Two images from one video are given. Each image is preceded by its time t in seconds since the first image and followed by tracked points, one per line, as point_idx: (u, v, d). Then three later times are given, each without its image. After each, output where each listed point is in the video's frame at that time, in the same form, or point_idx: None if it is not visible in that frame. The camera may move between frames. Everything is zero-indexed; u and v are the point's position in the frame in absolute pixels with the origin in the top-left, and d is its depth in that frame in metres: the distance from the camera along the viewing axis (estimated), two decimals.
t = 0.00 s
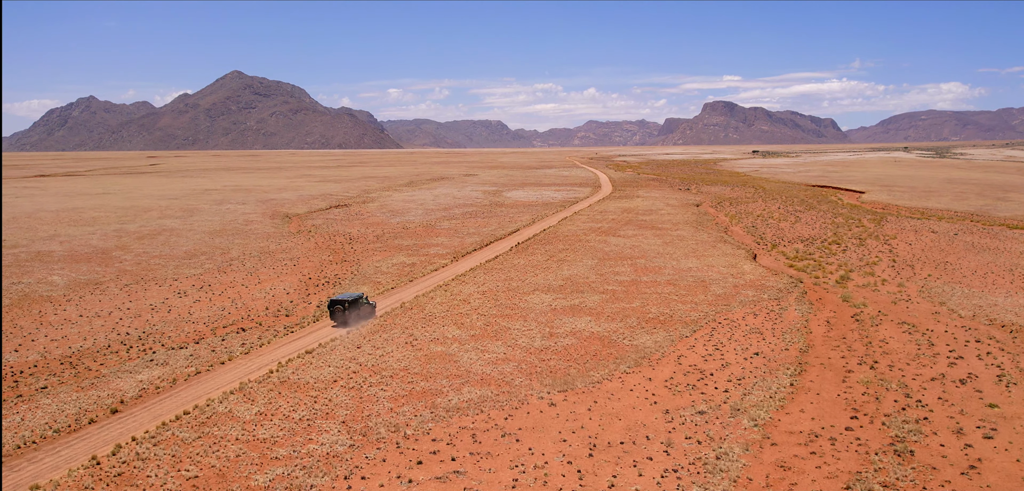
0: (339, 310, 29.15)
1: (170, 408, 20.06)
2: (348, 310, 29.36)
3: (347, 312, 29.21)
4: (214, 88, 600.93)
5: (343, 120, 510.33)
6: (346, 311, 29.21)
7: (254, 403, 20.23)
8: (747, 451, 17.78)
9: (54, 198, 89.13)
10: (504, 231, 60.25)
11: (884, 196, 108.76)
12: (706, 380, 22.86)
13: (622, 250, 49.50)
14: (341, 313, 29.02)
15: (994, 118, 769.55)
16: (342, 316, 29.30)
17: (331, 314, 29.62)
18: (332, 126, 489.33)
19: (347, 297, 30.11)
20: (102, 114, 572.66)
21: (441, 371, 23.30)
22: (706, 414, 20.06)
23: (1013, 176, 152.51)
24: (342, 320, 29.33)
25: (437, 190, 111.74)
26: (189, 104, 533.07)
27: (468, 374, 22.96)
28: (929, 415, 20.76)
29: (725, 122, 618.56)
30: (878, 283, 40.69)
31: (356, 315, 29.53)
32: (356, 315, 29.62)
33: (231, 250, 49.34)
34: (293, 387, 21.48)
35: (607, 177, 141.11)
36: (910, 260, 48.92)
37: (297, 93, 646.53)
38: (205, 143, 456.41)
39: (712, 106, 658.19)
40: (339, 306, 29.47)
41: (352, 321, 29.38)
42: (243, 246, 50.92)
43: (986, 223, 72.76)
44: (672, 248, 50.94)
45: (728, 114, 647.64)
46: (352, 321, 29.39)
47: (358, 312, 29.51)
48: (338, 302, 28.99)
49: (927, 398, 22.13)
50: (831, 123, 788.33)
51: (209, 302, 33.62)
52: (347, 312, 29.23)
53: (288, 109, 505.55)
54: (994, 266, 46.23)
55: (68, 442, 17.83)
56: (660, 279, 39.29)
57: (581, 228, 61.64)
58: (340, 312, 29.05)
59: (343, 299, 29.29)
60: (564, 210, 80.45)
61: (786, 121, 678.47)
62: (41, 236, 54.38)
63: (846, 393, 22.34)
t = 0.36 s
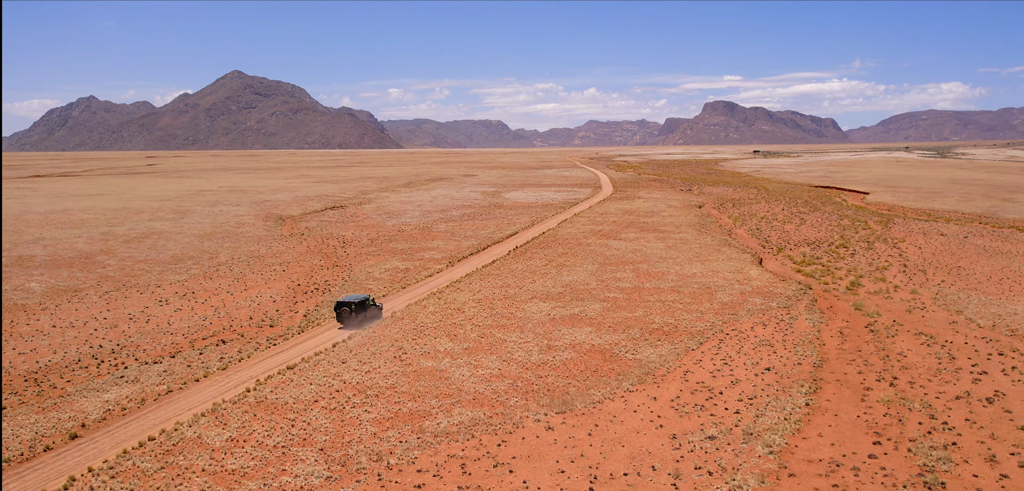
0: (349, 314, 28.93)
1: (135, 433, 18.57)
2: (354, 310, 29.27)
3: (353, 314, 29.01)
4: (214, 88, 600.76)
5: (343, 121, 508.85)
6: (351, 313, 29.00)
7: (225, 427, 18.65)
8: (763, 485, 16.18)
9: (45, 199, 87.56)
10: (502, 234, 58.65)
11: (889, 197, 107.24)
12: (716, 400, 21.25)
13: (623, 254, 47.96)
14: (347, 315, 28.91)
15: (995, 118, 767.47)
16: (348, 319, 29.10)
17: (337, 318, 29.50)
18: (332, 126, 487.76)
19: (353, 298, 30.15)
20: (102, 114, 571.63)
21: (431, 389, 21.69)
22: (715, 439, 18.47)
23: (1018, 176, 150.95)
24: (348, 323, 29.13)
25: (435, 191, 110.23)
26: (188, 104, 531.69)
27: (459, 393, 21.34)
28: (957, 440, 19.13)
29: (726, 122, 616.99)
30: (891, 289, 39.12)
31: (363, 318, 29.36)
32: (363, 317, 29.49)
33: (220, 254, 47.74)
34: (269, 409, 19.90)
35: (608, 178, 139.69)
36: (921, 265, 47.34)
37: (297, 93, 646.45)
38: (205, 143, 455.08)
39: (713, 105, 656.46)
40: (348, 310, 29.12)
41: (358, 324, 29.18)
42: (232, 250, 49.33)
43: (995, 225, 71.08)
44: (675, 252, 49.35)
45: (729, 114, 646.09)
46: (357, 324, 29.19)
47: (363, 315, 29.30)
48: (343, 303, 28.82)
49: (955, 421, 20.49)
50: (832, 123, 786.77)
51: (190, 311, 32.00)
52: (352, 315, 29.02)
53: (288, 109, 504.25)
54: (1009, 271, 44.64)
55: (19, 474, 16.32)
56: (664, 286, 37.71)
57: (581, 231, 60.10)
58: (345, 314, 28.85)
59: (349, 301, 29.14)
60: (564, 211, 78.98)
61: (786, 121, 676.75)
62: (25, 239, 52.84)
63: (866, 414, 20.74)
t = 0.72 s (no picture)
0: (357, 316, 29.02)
1: (93, 462, 17.03)
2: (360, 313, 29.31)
3: (359, 316, 29.07)
4: (214, 88, 599.99)
5: (343, 121, 507.40)
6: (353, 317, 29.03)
7: (192, 456, 17.09)
8: None
9: (35, 200, 86.08)
10: (500, 237, 57.03)
11: (893, 198, 105.72)
12: (725, 424, 19.67)
13: (625, 259, 46.40)
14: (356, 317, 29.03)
15: (996, 119, 766.26)
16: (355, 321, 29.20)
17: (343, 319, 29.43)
18: (332, 126, 486.41)
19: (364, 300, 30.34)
20: (103, 114, 570.95)
21: (418, 411, 20.11)
22: (727, 470, 16.89)
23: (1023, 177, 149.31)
24: (354, 326, 29.27)
25: (433, 191, 108.76)
26: (188, 104, 530.80)
27: (448, 416, 19.75)
28: (991, 470, 17.53)
29: (727, 122, 615.28)
30: (903, 297, 37.59)
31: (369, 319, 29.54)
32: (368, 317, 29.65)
33: (208, 259, 46.17)
34: (241, 435, 18.33)
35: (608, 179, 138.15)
36: (932, 270, 45.77)
37: (297, 93, 645.18)
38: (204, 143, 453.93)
39: (714, 105, 654.40)
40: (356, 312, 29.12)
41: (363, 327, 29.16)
42: (220, 254, 47.73)
43: (1004, 228, 69.44)
44: (678, 256, 47.71)
45: (729, 114, 644.56)
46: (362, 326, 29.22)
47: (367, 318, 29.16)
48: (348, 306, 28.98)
49: (985, 447, 18.88)
50: (833, 123, 784.98)
51: (170, 322, 30.43)
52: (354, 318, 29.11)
53: (288, 108, 502.87)
54: None
55: None
56: (667, 293, 36.15)
57: (581, 234, 58.55)
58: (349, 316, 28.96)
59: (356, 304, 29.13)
60: (564, 213, 77.52)
61: (787, 121, 674.89)
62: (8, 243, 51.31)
63: (889, 440, 19.15)
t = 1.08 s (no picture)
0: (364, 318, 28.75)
1: None
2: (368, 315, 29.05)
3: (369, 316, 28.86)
4: (214, 88, 599.41)
5: (343, 121, 505.72)
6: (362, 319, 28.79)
7: None
8: None
9: (27, 202, 84.73)
10: (498, 241, 55.41)
11: (899, 199, 103.92)
12: (738, 453, 18.04)
13: (626, 264, 44.79)
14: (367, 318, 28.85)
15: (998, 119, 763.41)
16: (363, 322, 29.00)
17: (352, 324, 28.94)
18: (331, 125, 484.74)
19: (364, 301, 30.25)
20: (103, 114, 569.75)
21: (403, 437, 18.50)
22: None
23: None
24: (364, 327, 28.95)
25: (431, 193, 107.15)
26: (187, 104, 529.77)
27: (435, 444, 18.12)
28: None
29: (727, 122, 613.33)
30: (918, 305, 35.95)
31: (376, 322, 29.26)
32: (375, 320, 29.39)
33: (194, 264, 44.58)
34: (208, 467, 16.78)
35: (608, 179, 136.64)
36: (946, 275, 44.07)
37: (297, 93, 644.68)
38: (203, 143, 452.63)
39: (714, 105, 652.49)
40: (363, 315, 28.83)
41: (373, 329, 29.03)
42: (207, 259, 46.15)
43: (1015, 230, 67.64)
44: (682, 261, 46.10)
45: (730, 114, 642.92)
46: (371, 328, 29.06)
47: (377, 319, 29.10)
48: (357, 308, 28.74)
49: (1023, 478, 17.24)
50: (833, 123, 783.36)
51: (147, 334, 28.83)
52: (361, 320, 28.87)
53: (288, 109, 501.44)
54: None
55: None
56: (671, 301, 34.54)
57: (581, 238, 56.95)
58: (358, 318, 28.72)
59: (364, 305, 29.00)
60: (563, 215, 76.02)
61: (788, 121, 672.98)
62: None
63: (917, 471, 17.53)
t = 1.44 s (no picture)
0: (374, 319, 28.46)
1: None
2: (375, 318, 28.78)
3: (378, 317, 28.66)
4: (214, 88, 598.42)
5: (343, 121, 504.08)
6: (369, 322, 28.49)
7: None
8: None
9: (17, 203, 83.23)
10: (495, 245, 53.78)
11: (905, 201, 102.14)
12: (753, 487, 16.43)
13: (628, 269, 43.20)
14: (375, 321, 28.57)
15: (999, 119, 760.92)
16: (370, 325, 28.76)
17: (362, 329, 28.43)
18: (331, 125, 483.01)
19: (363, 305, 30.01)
20: (102, 114, 568.69)
21: (386, 469, 16.90)
22: None
23: None
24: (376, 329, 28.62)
25: (429, 193, 105.58)
26: (187, 104, 528.46)
27: (420, 477, 16.53)
28: None
29: (728, 122, 611.58)
30: (934, 314, 34.37)
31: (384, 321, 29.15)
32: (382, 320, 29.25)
33: (179, 270, 43.00)
34: None
35: (609, 180, 135.04)
36: (961, 282, 42.39)
37: (297, 93, 643.53)
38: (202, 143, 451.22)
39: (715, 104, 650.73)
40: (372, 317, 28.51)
41: (382, 331, 28.88)
42: (194, 265, 44.54)
43: None
44: (686, 267, 44.47)
45: (731, 114, 641.08)
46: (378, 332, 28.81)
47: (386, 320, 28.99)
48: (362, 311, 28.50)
49: None
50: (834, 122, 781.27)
51: (121, 347, 27.20)
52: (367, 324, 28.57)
53: (288, 108, 499.93)
54: None
55: None
56: (676, 310, 32.94)
57: (581, 241, 55.32)
58: (366, 321, 28.43)
59: (370, 308, 28.83)
60: (564, 217, 74.51)
61: (788, 121, 671.08)
62: None
63: None
